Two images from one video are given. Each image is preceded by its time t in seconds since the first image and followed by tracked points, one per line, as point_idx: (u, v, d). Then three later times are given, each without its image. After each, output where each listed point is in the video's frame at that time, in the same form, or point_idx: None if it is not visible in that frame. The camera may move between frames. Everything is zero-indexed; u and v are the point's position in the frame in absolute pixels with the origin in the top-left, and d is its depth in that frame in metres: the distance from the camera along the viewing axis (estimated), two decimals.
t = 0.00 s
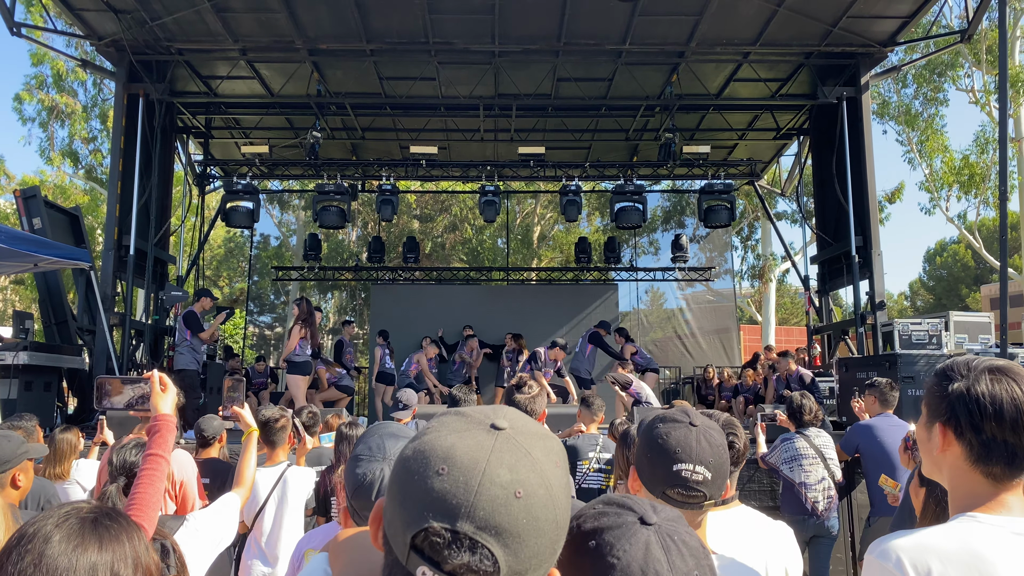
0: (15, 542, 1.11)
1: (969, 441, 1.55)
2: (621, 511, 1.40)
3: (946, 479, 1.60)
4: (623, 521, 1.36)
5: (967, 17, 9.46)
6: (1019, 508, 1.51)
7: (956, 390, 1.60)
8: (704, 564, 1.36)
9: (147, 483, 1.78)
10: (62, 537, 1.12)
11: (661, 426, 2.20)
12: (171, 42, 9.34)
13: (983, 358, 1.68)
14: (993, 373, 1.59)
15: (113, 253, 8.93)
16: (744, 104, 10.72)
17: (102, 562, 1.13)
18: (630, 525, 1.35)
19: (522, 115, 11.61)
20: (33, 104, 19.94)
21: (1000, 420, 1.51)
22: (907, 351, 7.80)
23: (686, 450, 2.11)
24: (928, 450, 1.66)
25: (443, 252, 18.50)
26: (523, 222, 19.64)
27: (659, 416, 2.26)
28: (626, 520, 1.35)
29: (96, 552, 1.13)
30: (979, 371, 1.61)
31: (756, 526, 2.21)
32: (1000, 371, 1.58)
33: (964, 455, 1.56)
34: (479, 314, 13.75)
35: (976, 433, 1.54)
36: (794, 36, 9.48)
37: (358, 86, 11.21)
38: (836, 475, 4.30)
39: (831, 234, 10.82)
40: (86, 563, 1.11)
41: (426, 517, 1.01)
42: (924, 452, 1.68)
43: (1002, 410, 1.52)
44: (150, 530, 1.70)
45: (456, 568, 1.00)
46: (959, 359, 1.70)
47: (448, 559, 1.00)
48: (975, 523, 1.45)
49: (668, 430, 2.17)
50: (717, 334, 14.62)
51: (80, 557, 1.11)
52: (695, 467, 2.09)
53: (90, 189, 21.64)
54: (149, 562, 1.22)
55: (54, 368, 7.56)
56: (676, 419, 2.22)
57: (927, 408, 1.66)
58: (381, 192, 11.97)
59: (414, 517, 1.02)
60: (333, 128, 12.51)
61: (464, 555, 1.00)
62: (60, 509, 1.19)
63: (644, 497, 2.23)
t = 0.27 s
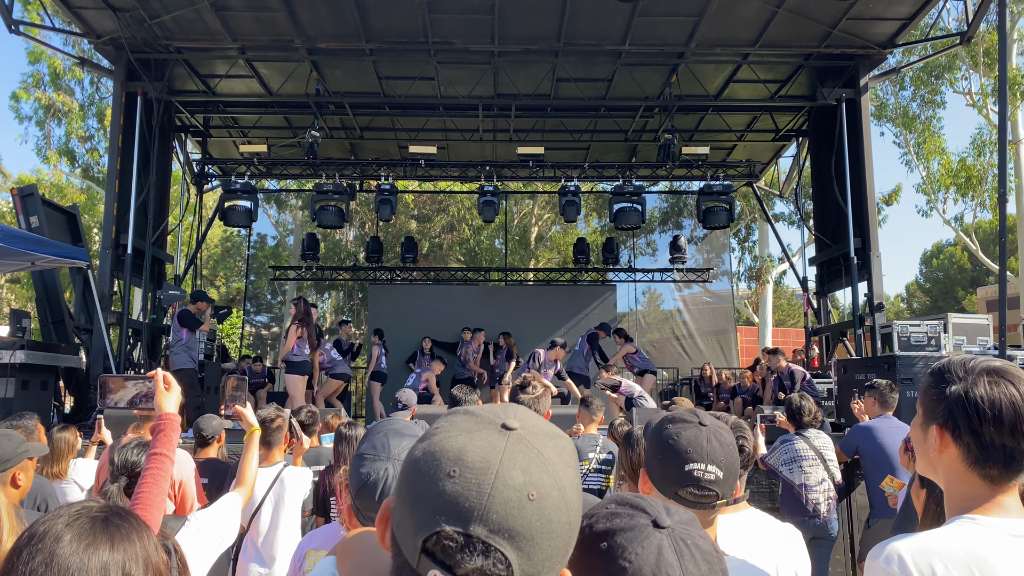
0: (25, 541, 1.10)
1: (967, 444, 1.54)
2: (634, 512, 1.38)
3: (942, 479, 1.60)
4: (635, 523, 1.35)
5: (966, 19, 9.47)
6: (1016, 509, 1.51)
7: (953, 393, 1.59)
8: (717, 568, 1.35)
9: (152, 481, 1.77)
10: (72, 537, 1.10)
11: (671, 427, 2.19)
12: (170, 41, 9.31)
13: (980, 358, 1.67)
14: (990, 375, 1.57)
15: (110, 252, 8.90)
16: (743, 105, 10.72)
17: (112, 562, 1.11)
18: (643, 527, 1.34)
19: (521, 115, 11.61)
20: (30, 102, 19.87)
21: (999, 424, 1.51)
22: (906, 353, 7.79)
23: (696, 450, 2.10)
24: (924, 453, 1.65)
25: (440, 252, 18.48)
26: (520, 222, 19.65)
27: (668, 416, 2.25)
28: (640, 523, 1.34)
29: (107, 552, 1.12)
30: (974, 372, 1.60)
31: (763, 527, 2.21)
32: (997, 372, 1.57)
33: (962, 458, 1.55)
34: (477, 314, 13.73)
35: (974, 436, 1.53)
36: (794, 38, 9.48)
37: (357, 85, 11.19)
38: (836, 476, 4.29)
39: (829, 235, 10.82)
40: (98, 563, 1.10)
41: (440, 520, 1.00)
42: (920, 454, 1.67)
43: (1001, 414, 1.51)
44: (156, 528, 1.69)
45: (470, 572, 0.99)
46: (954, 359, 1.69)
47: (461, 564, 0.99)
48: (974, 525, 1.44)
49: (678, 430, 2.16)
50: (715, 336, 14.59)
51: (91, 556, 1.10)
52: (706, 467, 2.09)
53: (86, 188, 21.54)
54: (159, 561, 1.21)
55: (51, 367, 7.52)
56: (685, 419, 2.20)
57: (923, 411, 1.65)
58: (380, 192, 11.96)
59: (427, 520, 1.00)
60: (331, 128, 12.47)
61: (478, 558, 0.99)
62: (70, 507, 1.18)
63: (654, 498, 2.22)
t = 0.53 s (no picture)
0: (37, 536, 1.11)
1: (969, 437, 1.55)
2: (652, 511, 1.41)
3: (943, 473, 1.60)
4: (653, 521, 1.37)
5: (966, 21, 9.50)
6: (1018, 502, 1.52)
7: (955, 386, 1.59)
8: (734, 570, 1.36)
9: (160, 479, 1.78)
10: (83, 533, 1.11)
11: (668, 427, 2.20)
12: (170, 40, 9.31)
13: (981, 353, 1.68)
14: (992, 369, 1.58)
15: (110, 251, 8.90)
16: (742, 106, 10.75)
17: (124, 559, 1.12)
18: (660, 526, 1.36)
19: (520, 115, 11.63)
20: (28, 101, 19.83)
21: (1002, 418, 1.52)
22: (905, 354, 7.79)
23: (698, 448, 2.12)
24: (925, 446, 1.66)
25: (438, 252, 18.46)
26: (518, 223, 19.65)
27: (662, 418, 2.27)
28: (657, 522, 1.37)
29: (119, 548, 1.12)
30: (976, 367, 1.61)
31: (766, 525, 2.22)
32: (998, 367, 1.58)
33: (964, 451, 1.56)
34: (475, 314, 13.73)
35: (977, 430, 1.54)
36: (793, 39, 9.51)
37: (357, 85, 11.20)
38: (835, 477, 4.31)
39: (827, 236, 10.85)
40: (109, 560, 1.10)
41: (453, 517, 1.00)
42: (921, 448, 1.68)
43: (1002, 408, 1.52)
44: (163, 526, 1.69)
45: (484, 569, 1.00)
46: (956, 353, 1.70)
47: (475, 560, 0.99)
48: (976, 517, 1.46)
49: (677, 429, 2.18)
50: (713, 336, 14.62)
51: (103, 553, 1.10)
52: (710, 462, 2.10)
53: (84, 187, 21.51)
54: (168, 558, 1.21)
55: (49, 366, 7.51)
56: (681, 417, 2.22)
57: (924, 404, 1.65)
58: (379, 191, 11.97)
59: (440, 517, 1.01)
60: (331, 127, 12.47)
61: (492, 554, 1.00)
62: (80, 504, 1.19)
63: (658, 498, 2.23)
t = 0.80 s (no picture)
0: (40, 537, 1.09)
1: (976, 434, 1.53)
2: (678, 514, 1.40)
3: (948, 469, 1.59)
4: (679, 525, 1.37)
5: (967, 22, 9.49)
6: None
7: (963, 382, 1.57)
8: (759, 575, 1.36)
9: (167, 482, 1.76)
10: (88, 535, 1.09)
11: (656, 433, 2.17)
12: (168, 39, 9.29)
13: (991, 349, 1.65)
14: (1001, 365, 1.56)
15: (108, 250, 8.89)
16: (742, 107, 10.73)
17: (129, 560, 1.10)
18: (686, 530, 1.36)
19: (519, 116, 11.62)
20: (25, 100, 19.78)
21: (1009, 414, 1.50)
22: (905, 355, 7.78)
23: (689, 452, 2.10)
24: (931, 443, 1.64)
25: (437, 252, 18.43)
26: (516, 223, 19.65)
27: (648, 421, 2.23)
28: (683, 526, 1.36)
29: (123, 550, 1.10)
30: (985, 363, 1.58)
31: (767, 525, 2.21)
32: (1007, 363, 1.56)
33: (970, 448, 1.54)
34: (474, 314, 13.71)
35: (984, 427, 1.52)
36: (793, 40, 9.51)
37: (356, 85, 11.18)
38: (835, 478, 4.30)
39: (827, 237, 10.85)
40: (114, 562, 1.08)
41: (473, 519, 0.98)
42: (927, 444, 1.66)
43: (1010, 404, 1.50)
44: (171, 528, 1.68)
45: (504, 571, 0.98)
46: (965, 349, 1.67)
47: (495, 562, 0.98)
48: (977, 511, 1.44)
49: (666, 434, 2.15)
50: (712, 337, 14.63)
51: (108, 554, 1.08)
52: (702, 466, 2.09)
53: (82, 186, 21.46)
54: (174, 560, 1.19)
55: (47, 365, 7.48)
56: (668, 421, 2.20)
57: (931, 400, 1.64)
58: (378, 192, 11.95)
59: (459, 519, 0.99)
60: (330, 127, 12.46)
61: (513, 556, 0.98)
62: (84, 505, 1.17)
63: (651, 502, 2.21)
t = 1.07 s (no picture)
0: (42, 537, 1.09)
1: (979, 430, 1.53)
2: (688, 515, 1.42)
3: (952, 465, 1.59)
4: (690, 526, 1.38)
5: (967, 24, 9.50)
6: None
7: (968, 378, 1.57)
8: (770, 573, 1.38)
9: (175, 481, 1.76)
10: (90, 535, 1.09)
11: (640, 436, 2.16)
12: (169, 39, 9.29)
13: (996, 345, 1.65)
14: (1006, 363, 1.56)
15: (108, 250, 8.89)
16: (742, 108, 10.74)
17: (132, 561, 1.09)
18: (697, 531, 1.37)
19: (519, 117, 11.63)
20: (24, 100, 19.76)
21: (1012, 411, 1.50)
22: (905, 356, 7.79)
23: (675, 455, 2.09)
24: (935, 439, 1.64)
25: (436, 253, 18.43)
26: (515, 224, 19.66)
27: (631, 423, 2.21)
28: (694, 527, 1.38)
29: (126, 550, 1.10)
30: (989, 360, 1.58)
31: (766, 523, 2.21)
32: (1013, 360, 1.56)
33: (974, 444, 1.54)
34: (473, 315, 13.70)
35: (988, 423, 1.52)
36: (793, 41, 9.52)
37: (356, 85, 11.18)
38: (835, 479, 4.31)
39: (826, 238, 10.86)
40: (117, 562, 1.08)
41: (491, 518, 0.98)
42: (930, 440, 1.66)
43: (1014, 401, 1.50)
44: (178, 529, 1.68)
45: (522, 570, 0.98)
46: (972, 345, 1.67)
47: (514, 561, 0.98)
48: (980, 508, 1.45)
49: (650, 437, 2.14)
50: (711, 338, 14.65)
51: (111, 554, 1.08)
52: (687, 468, 2.09)
53: (80, 186, 21.45)
54: (176, 559, 1.19)
55: (46, 365, 7.47)
56: (651, 423, 2.18)
57: (936, 397, 1.64)
58: (378, 192, 11.94)
59: (477, 518, 0.99)
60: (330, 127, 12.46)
61: (531, 555, 0.98)
62: (86, 505, 1.16)
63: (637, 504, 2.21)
